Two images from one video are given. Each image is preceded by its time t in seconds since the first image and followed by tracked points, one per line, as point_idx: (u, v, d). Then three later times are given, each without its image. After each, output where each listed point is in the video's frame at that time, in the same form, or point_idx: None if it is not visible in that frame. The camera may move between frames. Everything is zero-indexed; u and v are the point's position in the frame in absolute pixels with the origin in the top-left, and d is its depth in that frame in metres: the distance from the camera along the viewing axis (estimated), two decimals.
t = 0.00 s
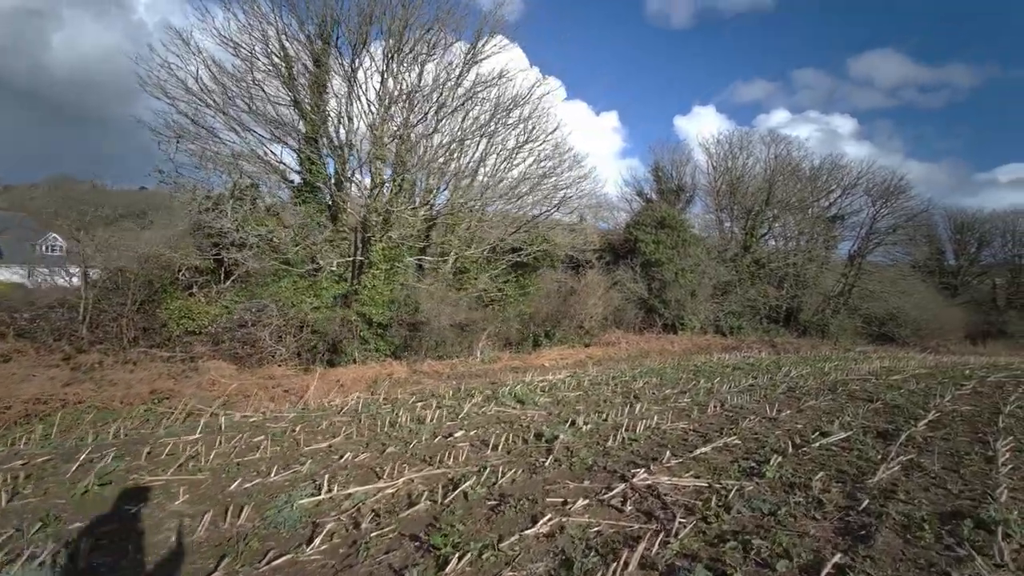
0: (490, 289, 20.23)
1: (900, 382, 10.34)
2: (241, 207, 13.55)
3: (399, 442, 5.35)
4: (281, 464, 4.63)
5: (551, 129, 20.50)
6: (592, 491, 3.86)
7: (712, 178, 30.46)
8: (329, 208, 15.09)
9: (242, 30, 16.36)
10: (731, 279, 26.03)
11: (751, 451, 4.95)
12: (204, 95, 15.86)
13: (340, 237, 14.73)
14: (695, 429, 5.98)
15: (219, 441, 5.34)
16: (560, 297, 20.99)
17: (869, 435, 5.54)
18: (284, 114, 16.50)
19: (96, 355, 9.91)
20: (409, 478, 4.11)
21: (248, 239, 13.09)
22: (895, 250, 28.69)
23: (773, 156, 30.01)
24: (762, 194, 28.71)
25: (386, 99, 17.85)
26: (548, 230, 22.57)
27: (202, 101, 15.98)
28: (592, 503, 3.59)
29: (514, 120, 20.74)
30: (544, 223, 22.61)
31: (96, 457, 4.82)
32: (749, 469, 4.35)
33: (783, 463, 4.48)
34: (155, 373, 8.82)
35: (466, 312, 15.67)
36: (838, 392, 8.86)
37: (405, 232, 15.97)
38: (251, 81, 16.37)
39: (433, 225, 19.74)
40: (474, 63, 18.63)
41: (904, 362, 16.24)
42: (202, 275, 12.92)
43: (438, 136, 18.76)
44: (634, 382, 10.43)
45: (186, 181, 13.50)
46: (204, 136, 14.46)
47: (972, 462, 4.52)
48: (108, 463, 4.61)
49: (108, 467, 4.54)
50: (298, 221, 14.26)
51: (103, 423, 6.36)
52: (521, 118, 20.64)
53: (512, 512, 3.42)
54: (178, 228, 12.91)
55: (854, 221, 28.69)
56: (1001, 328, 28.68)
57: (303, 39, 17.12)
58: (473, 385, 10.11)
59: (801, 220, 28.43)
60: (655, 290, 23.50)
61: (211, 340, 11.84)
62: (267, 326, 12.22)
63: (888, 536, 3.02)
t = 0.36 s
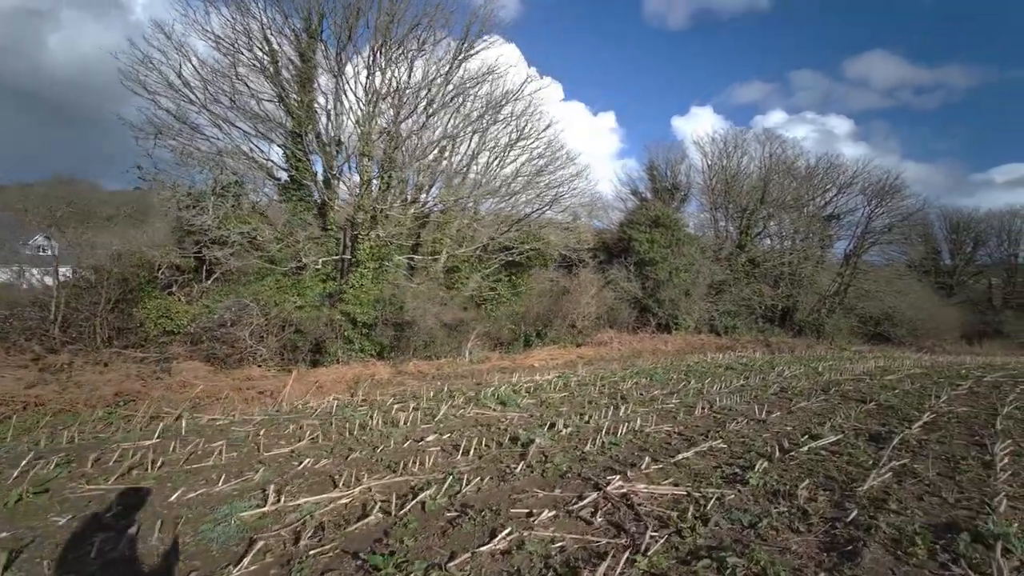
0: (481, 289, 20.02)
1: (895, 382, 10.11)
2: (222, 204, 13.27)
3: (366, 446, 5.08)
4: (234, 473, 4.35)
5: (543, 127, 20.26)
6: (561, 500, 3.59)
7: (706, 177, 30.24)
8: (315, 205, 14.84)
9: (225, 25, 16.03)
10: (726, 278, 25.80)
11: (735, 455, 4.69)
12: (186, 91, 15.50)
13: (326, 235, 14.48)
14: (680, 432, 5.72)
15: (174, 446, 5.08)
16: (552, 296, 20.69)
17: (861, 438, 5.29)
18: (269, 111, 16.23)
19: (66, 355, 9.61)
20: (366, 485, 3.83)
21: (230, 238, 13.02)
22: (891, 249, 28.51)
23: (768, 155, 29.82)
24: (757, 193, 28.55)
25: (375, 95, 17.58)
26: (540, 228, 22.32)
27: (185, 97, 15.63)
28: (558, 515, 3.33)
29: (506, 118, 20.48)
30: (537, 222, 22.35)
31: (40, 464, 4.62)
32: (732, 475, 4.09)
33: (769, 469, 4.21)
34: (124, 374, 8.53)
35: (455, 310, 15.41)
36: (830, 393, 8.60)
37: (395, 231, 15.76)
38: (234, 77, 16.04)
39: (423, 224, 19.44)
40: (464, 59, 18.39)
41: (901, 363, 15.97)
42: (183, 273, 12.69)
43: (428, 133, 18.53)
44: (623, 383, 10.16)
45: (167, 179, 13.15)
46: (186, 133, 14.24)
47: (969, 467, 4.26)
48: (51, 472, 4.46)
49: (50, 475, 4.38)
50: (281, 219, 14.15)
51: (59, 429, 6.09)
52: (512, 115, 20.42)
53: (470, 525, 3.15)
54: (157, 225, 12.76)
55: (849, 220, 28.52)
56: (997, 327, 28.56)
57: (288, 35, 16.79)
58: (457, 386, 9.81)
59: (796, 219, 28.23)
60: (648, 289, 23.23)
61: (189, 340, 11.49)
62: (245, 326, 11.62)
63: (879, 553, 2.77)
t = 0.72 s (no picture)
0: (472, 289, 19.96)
1: (888, 384, 9.89)
2: (203, 202, 12.94)
3: (326, 455, 4.81)
4: (179, 487, 4.10)
5: (536, 125, 19.99)
6: (521, 517, 3.33)
7: (701, 176, 30.02)
8: (300, 204, 14.54)
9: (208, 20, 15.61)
10: (721, 278, 25.57)
11: (716, 465, 4.43)
12: (168, 87, 15.11)
13: (310, 235, 14.18)
14: (661, 439, 5.47)
15: (124, 457, 4.86)
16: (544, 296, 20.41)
17: (849, 445, 5.03)
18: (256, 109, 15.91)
19: (35, 359, 9.32)
20: (315, 500, 3.58)
21: (210, 236, 12.66)
22: (887, 249, 28.32)
23: (764, 154, 29.58)
24: (753, 192, 28.33)
25: (364, 91, 17.32)
26: (531, 228, 22.01)
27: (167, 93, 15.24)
28: (515, 535, 3.09)
29: (497, 116, 20.20)
30: (529, 220, 22.03)
31: None
32: (707, 488, 3.83)
33: (749, 481, 3.96)
34: (91, 378, 8.27)
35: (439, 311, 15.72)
36: (821, 396, 8.34)
37: (382, 231, 15.52)
38: (217, 73, 15.68)
39: (415, 223, 19.27)
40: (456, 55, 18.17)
41: (896, 363, 15.76)
42: (162, 273, 12.39)
43: (420, 130, 18.31)
44: (609, 385, 9.89)
45: (147, 177, 12.78)
46: (168, 130, 13.89)
47: (962, 479, 4.01)
48: None
49: None
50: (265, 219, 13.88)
51: (13, 437, 5.86)
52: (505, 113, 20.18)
53: (416, 549, 2.93)
54: (135, 224, 12.37)
55: (846, 220, 28.31)
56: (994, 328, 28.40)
57: (273, 30, 16.38)
58: (439, 388, 9.55)
59: (792, 219, 27.99)
60: (642, 289, 22.99)
61: (165, 341, 11.15)
62: (222, 327, 11.29)
63: None
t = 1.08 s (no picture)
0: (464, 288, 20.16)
1: (884, 385, 9.64)
2: (183, 198, 12.70)
3: (288, 462, 4.53)
4: (122, 498, 3.89)
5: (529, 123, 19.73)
6: (482, 532, 3.07)
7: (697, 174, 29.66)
8: (287, 201, 14.26)
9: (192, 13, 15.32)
10: (716, 277, 25.32)
11: (699, 472, 4.17)
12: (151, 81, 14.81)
13: (297, 232, 13.90)
14: (644, 443, 5.19)
15: (70, 464, 4.70)
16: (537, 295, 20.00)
17: (842, 450, 4.77)
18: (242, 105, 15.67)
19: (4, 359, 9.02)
20: (260, 513, 3.39)
21: (191, 232, 12.38)
22: (884, 248, 28.10)
23: (760, 152, 29.36)
24: (749, 190, 28.10)
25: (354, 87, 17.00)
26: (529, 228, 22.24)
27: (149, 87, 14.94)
28: (472, 554, 2.85)
29: (489, 112, 19.92)
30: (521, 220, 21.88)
31: None
32: (688, 498, 3.56)
33: (733, 490, 3.70)
34: (58, 379, 7.99)
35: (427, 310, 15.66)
36: (815, 397, 8.08)
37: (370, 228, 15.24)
38: (201, 67, 15.38)
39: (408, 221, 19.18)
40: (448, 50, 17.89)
41: (894, 363, 15.52)
42: (143, 271, 12.14)
43: (412, 127, 18.05)
44: (598, 386, 9.62)
45: (125, 172, 12.51)
46: (150, 124, 13.56)
47: (960, 487, 3.76)
48: None
49: None
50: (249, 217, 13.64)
51: None
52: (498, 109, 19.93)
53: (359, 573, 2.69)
54: (113, 222, 12.17)
55: (842, 219, 28.12)
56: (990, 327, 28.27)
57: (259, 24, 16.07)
58: (422, 389, 9.25)
59: (788, 218, 27.79)
60: (636, 288, 22.73)
61: (139, 339, 10.71)
62: (201, 326, 10.83)
63: None
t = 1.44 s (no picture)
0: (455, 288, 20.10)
1: (876, 386, 9.42)
2: (162, 196, 12.47)
3: (242, 474, 4.27)
4: (55, 513, 3.71)
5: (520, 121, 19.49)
6: (431, 553, 2.89)
7: (691, 173, 29.29)
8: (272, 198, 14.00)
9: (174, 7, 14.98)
10: (710, 277, 25.12)
11: (675, 483, 3.93)
12: (131, 75, 14.48)
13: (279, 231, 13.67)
14: (623, 450, 4.95)
15: (11, 475, 4.52)
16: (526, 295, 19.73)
17: (829, 458, 4.53)
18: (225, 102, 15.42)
19: None
20: (192, 533, 3.27)
21: (167, 231, 12.17)
22: (878, 248, 27.96)
23: (754, 151, 29.17)
24: (743, 190, 27.92)
25: (343, 83, 16.70)
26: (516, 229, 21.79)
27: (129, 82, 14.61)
28: None
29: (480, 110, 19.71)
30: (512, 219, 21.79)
31: None
32: (661, 513, 3.32)
33: (709, 503, 3.46)
34: (22, 382, 7.74)
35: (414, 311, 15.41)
36: (805, 400, 7.86)
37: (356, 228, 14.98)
38: (184, 62, 15.05)
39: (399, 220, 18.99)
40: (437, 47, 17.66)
41: (887, 363, 15.34)
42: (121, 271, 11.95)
43: (400, 126, 17.87)
44: (583, 388, 9.35)
45: (102, 168, 12.26)
46: (128, 120, 13.20)
47: (952, 499, 3.54)
48: None
49: None
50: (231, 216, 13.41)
51: None
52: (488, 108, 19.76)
53: None
54: (88, 222, 12.02)
55: (836, 219, 27.98)
56: (984, 327, 28.19)
57: (243, 19, 15.74)
58: (402, 392, 8.99)
59: (782, 217, 27.64)
60: (629, 288, 22.50)
61: (114, 341, 10.45)
62: (178, 327, 10.51)
63: None
